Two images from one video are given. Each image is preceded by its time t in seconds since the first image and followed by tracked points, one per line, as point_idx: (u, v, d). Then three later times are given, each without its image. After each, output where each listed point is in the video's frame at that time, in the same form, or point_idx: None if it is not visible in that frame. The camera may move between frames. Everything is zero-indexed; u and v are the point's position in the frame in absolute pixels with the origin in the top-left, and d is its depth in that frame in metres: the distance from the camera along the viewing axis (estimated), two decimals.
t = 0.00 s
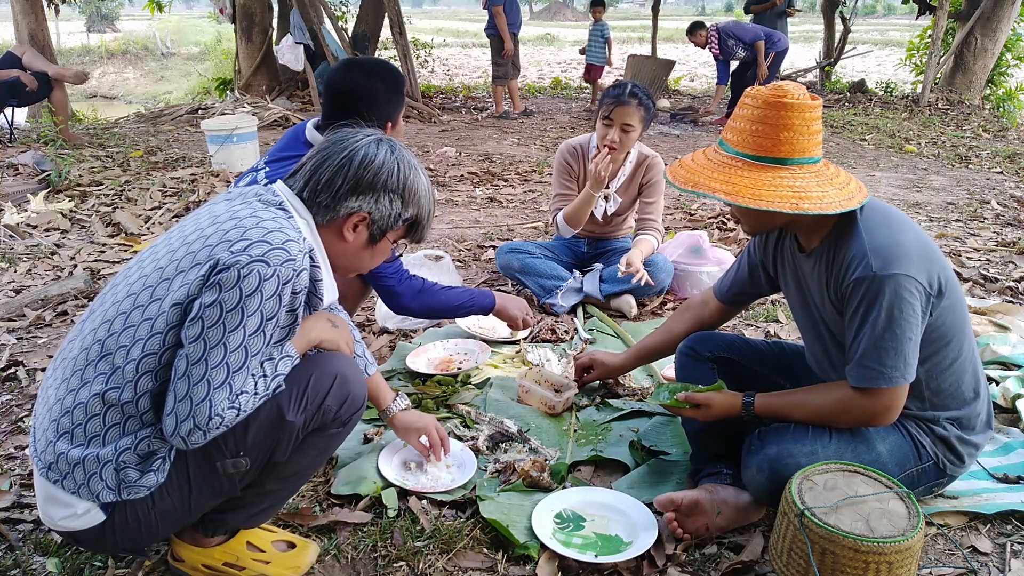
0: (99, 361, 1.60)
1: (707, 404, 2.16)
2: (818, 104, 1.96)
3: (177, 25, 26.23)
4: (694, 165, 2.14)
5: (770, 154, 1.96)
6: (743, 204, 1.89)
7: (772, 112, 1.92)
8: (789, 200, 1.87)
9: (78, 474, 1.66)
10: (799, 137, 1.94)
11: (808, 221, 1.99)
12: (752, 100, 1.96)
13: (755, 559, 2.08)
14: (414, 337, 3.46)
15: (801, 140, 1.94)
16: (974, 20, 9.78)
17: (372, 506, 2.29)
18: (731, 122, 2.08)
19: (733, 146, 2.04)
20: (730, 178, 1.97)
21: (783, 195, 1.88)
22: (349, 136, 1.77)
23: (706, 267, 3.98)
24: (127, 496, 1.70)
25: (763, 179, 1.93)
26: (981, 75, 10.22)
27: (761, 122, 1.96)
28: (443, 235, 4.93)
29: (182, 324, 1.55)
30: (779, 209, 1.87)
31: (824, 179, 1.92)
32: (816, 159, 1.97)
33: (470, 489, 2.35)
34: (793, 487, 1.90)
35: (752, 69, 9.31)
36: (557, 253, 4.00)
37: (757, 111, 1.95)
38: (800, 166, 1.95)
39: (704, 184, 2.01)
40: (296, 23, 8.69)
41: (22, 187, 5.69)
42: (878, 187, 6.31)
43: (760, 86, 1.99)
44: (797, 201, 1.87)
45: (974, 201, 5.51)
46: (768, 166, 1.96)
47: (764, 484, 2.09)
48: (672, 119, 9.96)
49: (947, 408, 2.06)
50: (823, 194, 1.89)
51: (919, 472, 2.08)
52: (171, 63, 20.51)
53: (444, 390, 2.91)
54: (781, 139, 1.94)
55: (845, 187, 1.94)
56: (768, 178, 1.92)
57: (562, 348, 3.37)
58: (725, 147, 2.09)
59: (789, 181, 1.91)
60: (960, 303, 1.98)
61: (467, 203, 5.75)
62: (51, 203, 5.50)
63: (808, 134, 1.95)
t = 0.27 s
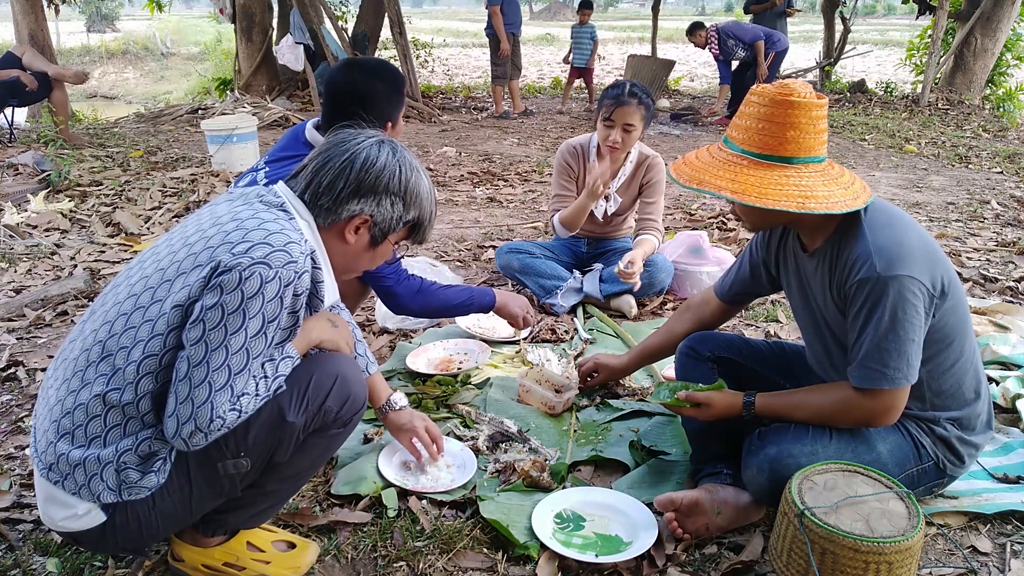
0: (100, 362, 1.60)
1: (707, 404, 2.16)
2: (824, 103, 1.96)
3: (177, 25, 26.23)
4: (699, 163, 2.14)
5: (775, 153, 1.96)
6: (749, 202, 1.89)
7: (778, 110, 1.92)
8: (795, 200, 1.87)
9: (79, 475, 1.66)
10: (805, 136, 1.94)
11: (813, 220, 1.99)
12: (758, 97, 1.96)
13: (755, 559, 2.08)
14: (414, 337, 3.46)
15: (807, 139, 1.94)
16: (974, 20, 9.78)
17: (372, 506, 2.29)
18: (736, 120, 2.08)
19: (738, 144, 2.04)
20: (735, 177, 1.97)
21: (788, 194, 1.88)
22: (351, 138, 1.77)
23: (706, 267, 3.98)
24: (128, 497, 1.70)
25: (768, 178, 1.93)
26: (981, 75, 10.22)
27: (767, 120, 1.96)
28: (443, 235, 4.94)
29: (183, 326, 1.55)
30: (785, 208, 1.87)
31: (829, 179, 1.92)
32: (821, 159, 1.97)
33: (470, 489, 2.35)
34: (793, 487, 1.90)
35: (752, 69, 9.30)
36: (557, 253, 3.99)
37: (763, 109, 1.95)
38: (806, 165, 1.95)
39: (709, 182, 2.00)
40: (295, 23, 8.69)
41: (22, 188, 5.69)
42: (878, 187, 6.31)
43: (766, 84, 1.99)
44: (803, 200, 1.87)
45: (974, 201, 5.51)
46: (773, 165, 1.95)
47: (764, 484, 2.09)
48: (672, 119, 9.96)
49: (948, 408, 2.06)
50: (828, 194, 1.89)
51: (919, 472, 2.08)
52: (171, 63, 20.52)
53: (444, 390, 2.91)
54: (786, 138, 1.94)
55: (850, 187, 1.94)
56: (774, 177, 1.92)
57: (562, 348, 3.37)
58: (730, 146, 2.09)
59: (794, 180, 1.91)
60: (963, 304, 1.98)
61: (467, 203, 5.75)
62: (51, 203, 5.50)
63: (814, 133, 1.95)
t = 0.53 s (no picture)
0: (100, 363, 1.60)
1: (707, 402, 2.16)
2: (825, 104, 1.96)
3: (177, 24, 26.22)
4: (700, 165, 2.14)
5: (777, 155, 1.96)
6: (752, 205, 1.89)
7: (780, 112, 1.92)
8: (798, 202, 1.87)
9: (80, 475, 1.66)
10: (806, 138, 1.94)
11: (815, 222, 1.99)
12: (759, 99, 1.96)
13: (755, 558, 2.08)
14: (414, 337, 3.46)
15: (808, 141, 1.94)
16: (974, 20, 9.78)
17: (372, 506, 2.29)
18: (737, 121, 2.07)
19: (739, 146, 2.04)
20: (737, 179, 1.97)
21: (791, 196, 1.88)
22: (351, 138, 1.77)
23: (706, 267, 3.99)
24: (128, 498, 1.70)
25: (771, 180, 1.93)
26: (981, 75, 10.22)
27: (768, 121, 1.96)
28: (443, 235, 4.94)
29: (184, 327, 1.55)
30: (788, 210, 1.87)
31: (831, 180, 1.92)
32: (822, 160, 1.97)
33: (470, 489, 2.35)
34: (793, 487, 1.90)
35: (752, 69, 9.30)
36: (558, 253, 3.99)
37: (764, 111, 1.95)
38: (808, 166, 1.95)
39: (711, 184, 2.00)
40: (295, 23, 8.69)
41: (22, 187, 5.69)
42: (878, 187, 6.31)
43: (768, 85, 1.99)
44: (805, 202, 1.87)
45: (974, 202, 5.51)
46: (774, 166, 1.96)
47: (765, 484, 2.09)
48: (672, 119, 9.97)
49: (948, 409, 2.06)
50: (830, 195, 1.89)
51: (919, 472, 2.08)
52: (171, 63, 20.52)
53: (444, 389, 2.91)
54: (788, 139, 1.94)
55: (852, 188, 1.94)
56: (776, 179, 1.92)
57: (561, 348, 3.37)
58: (731, 147, 2.09)
59: (797, 182, 1.91)
60: (964, 306, 1.98)
61: (467, 203, 5.75)
62: (51, 203, 5.50)
63: (816, 134, 1.95)
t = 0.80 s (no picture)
0: (100, 363, 1.60)
1: (707, 402, 2.16)
2: (823, 106, 1.96)
3: (177, 24, 26.21)
4: (697, 168, 2.14)
5: (775, 158, 1.96)
6: (751, 210, 1.89)
7: (778, 115, 1.92)
8: (797, 205, 1.88)
9: (79, 475, 1.66)
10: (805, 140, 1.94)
11: (814, 223, 1.99)
12: (757, 102, 1.95)
13: (755, 559, 2.08)
14: (414, 337, 3.46)
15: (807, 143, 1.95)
16: (974, 20, 9.78)
17: (372, 506, 2.29)
18: (734, 125, 2.07)
19: (737, 149, 2.04)
20: (736, 183, 1.97)
21: (791, 200, 1.89)
22: (348, 136, 1.77)
23: (706, 267, 3.99)
24: (128, 498, 1.70)
25: (770, 183, 1.93)
26: (981, 75, 10.22)
27: (767, 125, 1.95)
28: (443, 235, 4.94)
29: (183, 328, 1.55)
30: (788, 215, 1.87)
31: (830, 182, 1.92)
32: (820, 162, 1.98)
33: (470, 489, 2.35)
34: (793, 487, 1.90)
35: (752, 69, 9.31)
36: (558, 253, 3.99)
37: (763, 114, 1.95)
38: (806, 169, 1.95)
39: (710, 189, 2.00)
40: (296, 23, 8.68)
41: (22, 187, 5.69)
42: (878, 188, 6.31)
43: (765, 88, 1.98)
44: (805, 205, 1.88)
45: (974, 202, 5.51)
46: (774, 169, 1.96)
47: (764, 484, 2.09)
48: (672, 119, 9.97)
49: (948, 409, 2.06)
50: (830, 198, 1.89)
51: (919, 473, 2.08)
52: (171, 63, 20.53)
53: (444, 390, 2.91)
54: (787, 142, 1.94)
55: (852, 189, 1.94)
56: (775, 183, 1.93)
57: (562, 348, 3.37)
58: (729, 150, 2.08)
59: (796, 185, 1.92)
60: (964, 307, 1.98)
61: (467, 203, 5.75)
62: (51, 203, 5.51)
63: (813, 137, 1.95)
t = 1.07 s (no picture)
0: (103, 364, 1.59)
1: (707, 403, 2.16)
2: (818, 106, 1.96)
3: (177, 24, 26.21)
4: (694, 172, 2.13)
5: (772, 158, 1.96)
6: (749, 209, 1.88)
7: (774, 116, 1.92)
8: (795, 205, 1.87)
9: (82, 475, 1.66)
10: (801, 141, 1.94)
11: (811, 224, 1.99)
12: (752, 103, 1.96)
13: (755, 559, 2.08)
14: (414, 337, 3.46)
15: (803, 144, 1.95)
16: (974, 20, 9.78)
17: (372, 506, 2.29)
18: (730, 127, 2.07)
19: (733, 151, 2.04)
20: (733, 184, 1.96)
21: (789, 200, 1.88)
22: (352, 136, 1.77)
23: (706, 267, 3.99)
24: (131, 498, 1.70)
25: (767, 184, 1.92)
26: (981, 75, 10.22)
27: (762, 126, 1.95)
28: (443, 235, 4.94)
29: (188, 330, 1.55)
30: (786, 214, 1.86)
31: (827, 182, 1.92)
32: (816, 162, 1.98)
33: (470, 489, 2.35)
34: (793, 487, 1.90)
35: (752, 69, 9.31)
36: (558, 253, 3.99)
37: (759, 115, 1.95)
38: (804, 169, 1.95)
39: (708, 190, 2.00)
40: (296, 23, 8.68)
41: (22, 187, 5.69)
42: (878, 187, 6.31)
43: (760, 89, 1.99)
44: (803, 205, 1.87)
45: (974, 202, 5.51)
46: (770, 170, 1.95)
47: (764, 484, 2.09)
48: (672, 119, 9.97)
49: (947, 408, 2.06)
50: (826, 197, 1.89)
51: (919, 472, 2.08)
52: (171, 63, 20.53)
53: (444, 390, 2.91)
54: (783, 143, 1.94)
55: (848, 189, 1.94)
56: (772, 183, 1.92)
57: (562, 348, 3.37)
58: (725, 152, 2.08)
59: (793, 185, 1.91)
60: (962, 306, 1.98)
61: (466, 203, 5.75)
62: (51, 203, 5.50)
63: (809, 137, 1.95)
